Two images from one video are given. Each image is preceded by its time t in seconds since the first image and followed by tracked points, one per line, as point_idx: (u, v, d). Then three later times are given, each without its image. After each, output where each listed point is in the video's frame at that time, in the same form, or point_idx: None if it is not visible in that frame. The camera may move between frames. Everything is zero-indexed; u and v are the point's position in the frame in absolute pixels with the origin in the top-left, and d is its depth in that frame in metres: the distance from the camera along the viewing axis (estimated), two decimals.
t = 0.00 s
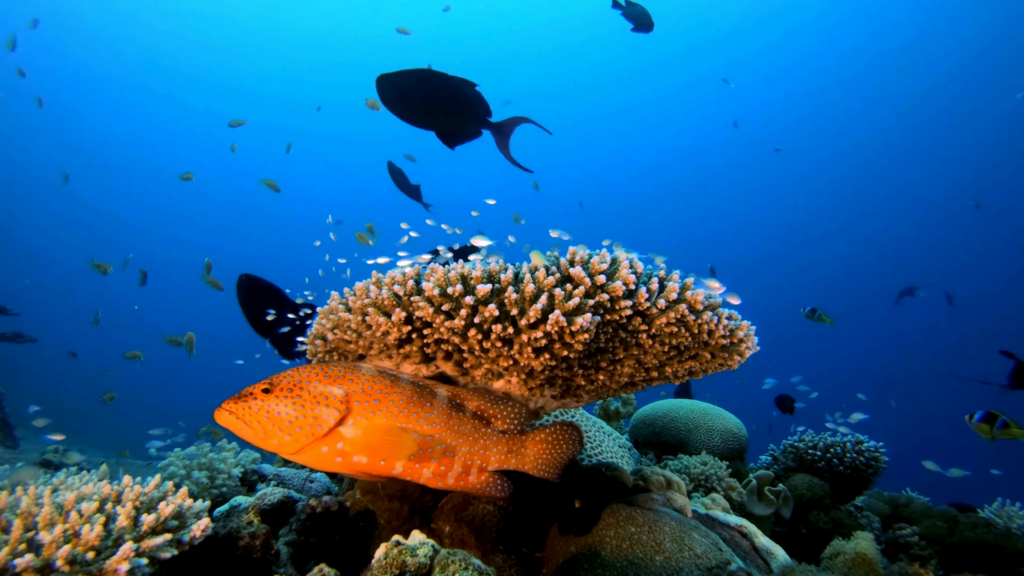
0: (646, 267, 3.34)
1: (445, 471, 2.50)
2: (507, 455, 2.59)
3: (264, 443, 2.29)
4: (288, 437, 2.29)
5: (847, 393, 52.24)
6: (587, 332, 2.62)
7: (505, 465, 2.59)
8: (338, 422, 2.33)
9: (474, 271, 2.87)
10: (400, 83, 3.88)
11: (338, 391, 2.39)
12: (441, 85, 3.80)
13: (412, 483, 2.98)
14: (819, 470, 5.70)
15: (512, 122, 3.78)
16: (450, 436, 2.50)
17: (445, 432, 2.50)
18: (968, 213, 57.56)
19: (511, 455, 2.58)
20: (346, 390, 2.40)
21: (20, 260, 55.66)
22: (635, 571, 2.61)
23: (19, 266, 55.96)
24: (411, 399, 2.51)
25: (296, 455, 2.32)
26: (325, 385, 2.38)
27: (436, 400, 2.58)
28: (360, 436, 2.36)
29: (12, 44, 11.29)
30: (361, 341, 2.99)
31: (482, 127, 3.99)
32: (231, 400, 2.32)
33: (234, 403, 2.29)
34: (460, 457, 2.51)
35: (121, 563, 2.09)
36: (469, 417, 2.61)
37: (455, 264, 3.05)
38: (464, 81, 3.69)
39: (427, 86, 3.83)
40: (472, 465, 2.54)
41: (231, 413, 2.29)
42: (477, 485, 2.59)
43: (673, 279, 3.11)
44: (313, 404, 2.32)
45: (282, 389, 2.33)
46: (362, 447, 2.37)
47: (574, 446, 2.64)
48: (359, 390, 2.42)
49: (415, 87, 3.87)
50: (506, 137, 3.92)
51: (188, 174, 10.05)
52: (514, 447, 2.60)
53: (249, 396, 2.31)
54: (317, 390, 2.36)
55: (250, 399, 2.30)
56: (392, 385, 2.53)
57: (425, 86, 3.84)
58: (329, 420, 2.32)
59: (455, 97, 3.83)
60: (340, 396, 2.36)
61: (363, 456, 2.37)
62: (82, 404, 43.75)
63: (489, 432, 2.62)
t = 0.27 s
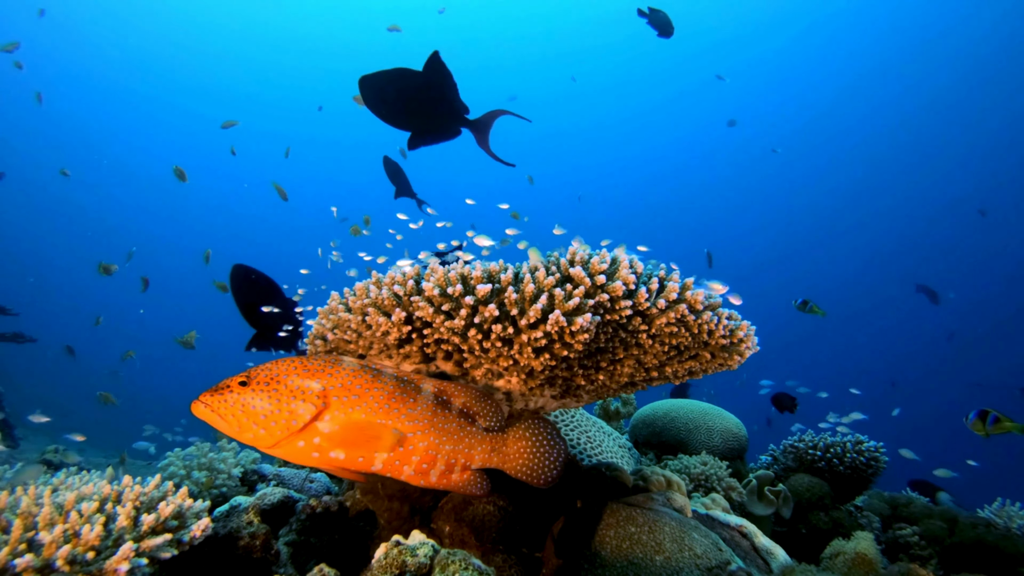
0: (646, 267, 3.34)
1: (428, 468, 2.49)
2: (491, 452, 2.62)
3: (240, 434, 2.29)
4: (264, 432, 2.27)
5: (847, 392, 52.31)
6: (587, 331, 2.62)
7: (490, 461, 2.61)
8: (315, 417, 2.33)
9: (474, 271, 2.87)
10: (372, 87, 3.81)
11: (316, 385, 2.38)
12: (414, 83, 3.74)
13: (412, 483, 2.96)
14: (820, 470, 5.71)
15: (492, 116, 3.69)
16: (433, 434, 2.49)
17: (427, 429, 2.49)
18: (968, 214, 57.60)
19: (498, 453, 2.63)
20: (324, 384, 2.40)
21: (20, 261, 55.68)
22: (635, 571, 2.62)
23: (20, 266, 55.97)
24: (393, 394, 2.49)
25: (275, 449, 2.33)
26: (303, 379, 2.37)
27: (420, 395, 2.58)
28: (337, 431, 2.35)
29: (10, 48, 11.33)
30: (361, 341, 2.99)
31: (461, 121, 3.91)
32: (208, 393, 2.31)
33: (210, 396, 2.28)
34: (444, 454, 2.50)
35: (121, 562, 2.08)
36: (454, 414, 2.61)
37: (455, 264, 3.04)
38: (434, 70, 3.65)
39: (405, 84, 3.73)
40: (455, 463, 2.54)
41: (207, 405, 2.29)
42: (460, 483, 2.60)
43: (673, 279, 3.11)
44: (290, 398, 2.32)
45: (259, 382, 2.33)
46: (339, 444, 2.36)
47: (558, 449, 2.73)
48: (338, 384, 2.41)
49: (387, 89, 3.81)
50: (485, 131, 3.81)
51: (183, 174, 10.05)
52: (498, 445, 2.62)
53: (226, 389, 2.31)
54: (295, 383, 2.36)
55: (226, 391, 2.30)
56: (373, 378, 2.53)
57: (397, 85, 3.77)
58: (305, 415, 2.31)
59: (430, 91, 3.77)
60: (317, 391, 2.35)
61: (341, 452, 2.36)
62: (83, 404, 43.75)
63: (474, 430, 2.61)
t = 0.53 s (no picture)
0: (646, 267, 3.34)
1: (409, 465, 2.44)
2: (477, 448, 2.58)
3: (216, 431, 2.30)
4: (236, 427, 2.27)
5: (846, 392, 52.36)
6: (587, 332, 2.62)
7: (476, 458, 2.57)
8: (286, 412, 2.30)
9: (474, 271, 2.87)
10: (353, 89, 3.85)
11: (288, 379, 2.35)
12: (396, 86, 3.81)
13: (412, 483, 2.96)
14: (819, 470, 5.71)
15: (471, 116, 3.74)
16: (412, 429, 2.45)
17: (405, 425, 2.44)
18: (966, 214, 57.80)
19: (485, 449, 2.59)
20: (296, 378, 2.35)
21: (21, 260, 55.79)
22: (634, 571, 2.61)
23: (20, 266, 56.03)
24: (368, 387, 2.44)
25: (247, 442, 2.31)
26: (275, 373, 2.34)
27: (400, 388, 2.53)
28: (309, 427, 2.31)
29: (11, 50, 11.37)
30: (361, 341, 2.99)
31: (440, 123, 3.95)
32: (184, 388, 2.33)
33: (185, 392, 2.30)
34: (426, 450, 2.46)
35: (121, 563, 2.09)
36: (438, 409, 2.56)
37: (455, 264, 3.05)
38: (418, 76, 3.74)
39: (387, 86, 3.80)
40: (439, 459, 2.50)
41: (182, 401, 2.30)
42: (444, 479, 2.55)
43: (673, 279, 3.11)
44: (260, 393, 2.30)
45: (231, 377, 2.32)
46: (312, 439, 2.32)
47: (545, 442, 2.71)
48: (310, 377, 2.38)
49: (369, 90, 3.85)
50: (463, 133, 3.89)
51: (178, 168, 9.97)
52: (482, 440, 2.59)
53: (199, 385, 2.32)
54: (267, 378, 2.33)
55: (202, 386, 2.32)
56: (350, 370, 2.49)
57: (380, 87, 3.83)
58: (276, 410, 2.29)
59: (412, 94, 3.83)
60: (289, 385, 2.31)
61: (315, 447, 2.33)
62: (83, 404, 43.78)
63: (461, 425, 2.57)
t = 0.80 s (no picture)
0: (646, 267, 3.35)
1: (390, 460, 2.42)
2: (466, 444, 2.53)
3: (197, 426, 2.32)
4: (215, 423, 2.29)
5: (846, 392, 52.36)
6: (587, 331, 2.62)
7: (462, 455, 2.52)
8: (263, 408, 2.31)
9: (474, 271, 2.87)
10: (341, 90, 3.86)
11: (266, 374, 2.36)
12: (382, 91, 3.84)
13: (412, 483, 2.95)
14: (819, 471, 5.71)
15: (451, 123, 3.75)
16: (393, 423, 2.42)
17: (385, 419, 2.42)
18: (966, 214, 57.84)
19: (475, 445, 2.54)
20: (275, 373, 2.36)
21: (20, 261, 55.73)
22: (634, 571, 2.60)
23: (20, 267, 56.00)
24: (346, 381, 2.43)
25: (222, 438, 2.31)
26: (253, 369, 2.35)
27: (380, 381, 2.51)
28: (287, 421, 2.30)
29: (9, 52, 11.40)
30: (361, 342, 2.99)
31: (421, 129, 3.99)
32: (165, 388, 2.35)
33: (167, 389, 2.31)
34: (406, 446, 2.43)
35: (121, 563, 2.08)
36: (420, 403, 2.52)
37: (454, 264, 3.05)
38: (403, 81, 3.77)
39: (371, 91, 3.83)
40: (422, 455, 2.45)
41: (162, 399, 2.32)
42: (431, 477, 2.51)
43: (673, 279, 3.11)
44: (238, 389, 2.31)
45: (210, 373, 2.33)
46: (291, 434, 2.32)
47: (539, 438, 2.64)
48: (288, 370, 2.39)
49: (353, 93, 3.88)
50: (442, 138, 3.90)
51: (175, 161, 9.89)
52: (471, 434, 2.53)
53: (179, 381, 2.33)
54: (245, 373, 2.34)
55: (182, 381, 2.33)
56: (330, 364, 2.47)
57: (365, 92, 3.85)
58: (253, 405, 2.30)
59: (396, 102, 3.87)
60: (266, 380, 2.33)
61: (294, 442, 2.32)
62: (83, 404, 43.76)
63: (445, 419, 2.53)
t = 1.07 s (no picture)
0: (646, 267, 3.35)
1: (365, 454, 2.41)
2: (443, 438, 2.50)
3: (168, 420, 2.29)
4: (188, 416, 2.26)
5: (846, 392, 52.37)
6: (587, 331, 2.62)
7: (438, 450, 2.49)
8: (237, 401, 2.28)
9: (474, 271, 2.87)
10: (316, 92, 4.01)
11: (241, 367, 2.33)
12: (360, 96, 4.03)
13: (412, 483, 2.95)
14: (819, 471, 5.71)
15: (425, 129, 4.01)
16: (367, 417, 2.42)
17: (361, 412, 2.42)
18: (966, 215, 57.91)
19: (452, 441, 2.51)
20: (250, 366, 2.34)
21: (20, 261, 55.73)
22: (634, 571, 2.60)
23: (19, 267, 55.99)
24: (323, 374, 2.42)
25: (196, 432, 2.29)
26: (228, 362, 2.32)
27: (357, 375, 2.51)
28: (259, 413, 2.29)
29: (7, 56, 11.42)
30: (361, 341, 2.98)
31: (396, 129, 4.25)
32: (141, 379, 2.32)
33: (142, 382, 2.29)
34: (381, 439, 2.42)
35: (121, 563, 2.08)
36: (395, 396, 2.51)
37: (455, 264, 3.05)
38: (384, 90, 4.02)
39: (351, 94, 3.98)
40: (397, 449, 2.44)
41: (137, 390, 2.29)
42: (408, 473, 2.50)
43: (673, 279, 3.11)
44: (213, 381, 2.28)
45: (186, 365, 2.30)
46: (268, 427, 2.29)
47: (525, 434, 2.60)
48: (264, 363, 2.36)
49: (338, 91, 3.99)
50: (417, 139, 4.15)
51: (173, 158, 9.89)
52: (449, 428, 2.51)
53: (155, 374, 2.31)
54: (220, 365, 2.31)
55: (157, 375, 2.31)
56: (306, 358, 2.45)
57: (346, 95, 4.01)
58: (226, 398, 2.26)
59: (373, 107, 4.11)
60: (241, 372, 2.30)
61: (267, 435, 2.29)
62: (82, 404, 43.71)
63: (421, 412, 2.50)
